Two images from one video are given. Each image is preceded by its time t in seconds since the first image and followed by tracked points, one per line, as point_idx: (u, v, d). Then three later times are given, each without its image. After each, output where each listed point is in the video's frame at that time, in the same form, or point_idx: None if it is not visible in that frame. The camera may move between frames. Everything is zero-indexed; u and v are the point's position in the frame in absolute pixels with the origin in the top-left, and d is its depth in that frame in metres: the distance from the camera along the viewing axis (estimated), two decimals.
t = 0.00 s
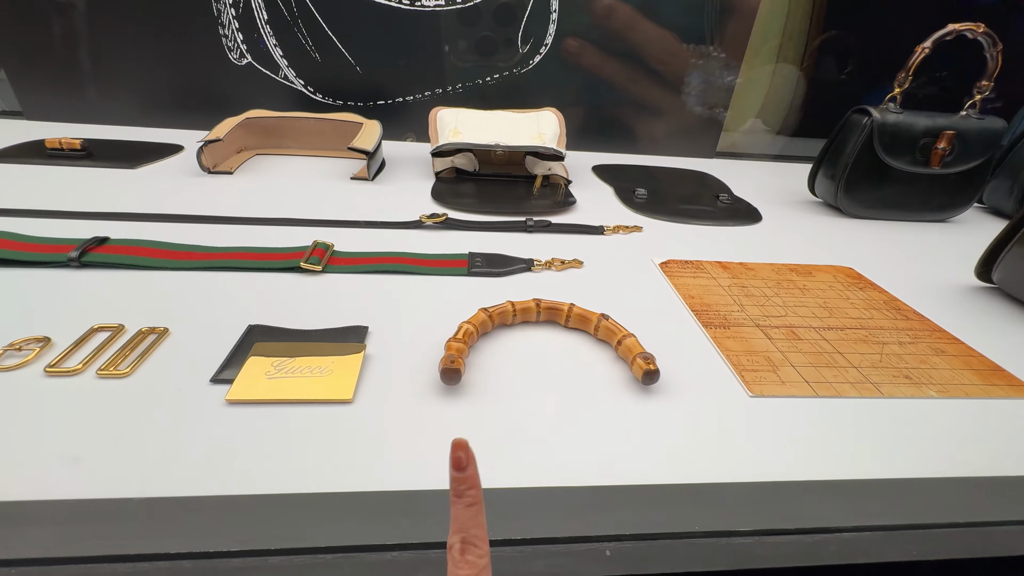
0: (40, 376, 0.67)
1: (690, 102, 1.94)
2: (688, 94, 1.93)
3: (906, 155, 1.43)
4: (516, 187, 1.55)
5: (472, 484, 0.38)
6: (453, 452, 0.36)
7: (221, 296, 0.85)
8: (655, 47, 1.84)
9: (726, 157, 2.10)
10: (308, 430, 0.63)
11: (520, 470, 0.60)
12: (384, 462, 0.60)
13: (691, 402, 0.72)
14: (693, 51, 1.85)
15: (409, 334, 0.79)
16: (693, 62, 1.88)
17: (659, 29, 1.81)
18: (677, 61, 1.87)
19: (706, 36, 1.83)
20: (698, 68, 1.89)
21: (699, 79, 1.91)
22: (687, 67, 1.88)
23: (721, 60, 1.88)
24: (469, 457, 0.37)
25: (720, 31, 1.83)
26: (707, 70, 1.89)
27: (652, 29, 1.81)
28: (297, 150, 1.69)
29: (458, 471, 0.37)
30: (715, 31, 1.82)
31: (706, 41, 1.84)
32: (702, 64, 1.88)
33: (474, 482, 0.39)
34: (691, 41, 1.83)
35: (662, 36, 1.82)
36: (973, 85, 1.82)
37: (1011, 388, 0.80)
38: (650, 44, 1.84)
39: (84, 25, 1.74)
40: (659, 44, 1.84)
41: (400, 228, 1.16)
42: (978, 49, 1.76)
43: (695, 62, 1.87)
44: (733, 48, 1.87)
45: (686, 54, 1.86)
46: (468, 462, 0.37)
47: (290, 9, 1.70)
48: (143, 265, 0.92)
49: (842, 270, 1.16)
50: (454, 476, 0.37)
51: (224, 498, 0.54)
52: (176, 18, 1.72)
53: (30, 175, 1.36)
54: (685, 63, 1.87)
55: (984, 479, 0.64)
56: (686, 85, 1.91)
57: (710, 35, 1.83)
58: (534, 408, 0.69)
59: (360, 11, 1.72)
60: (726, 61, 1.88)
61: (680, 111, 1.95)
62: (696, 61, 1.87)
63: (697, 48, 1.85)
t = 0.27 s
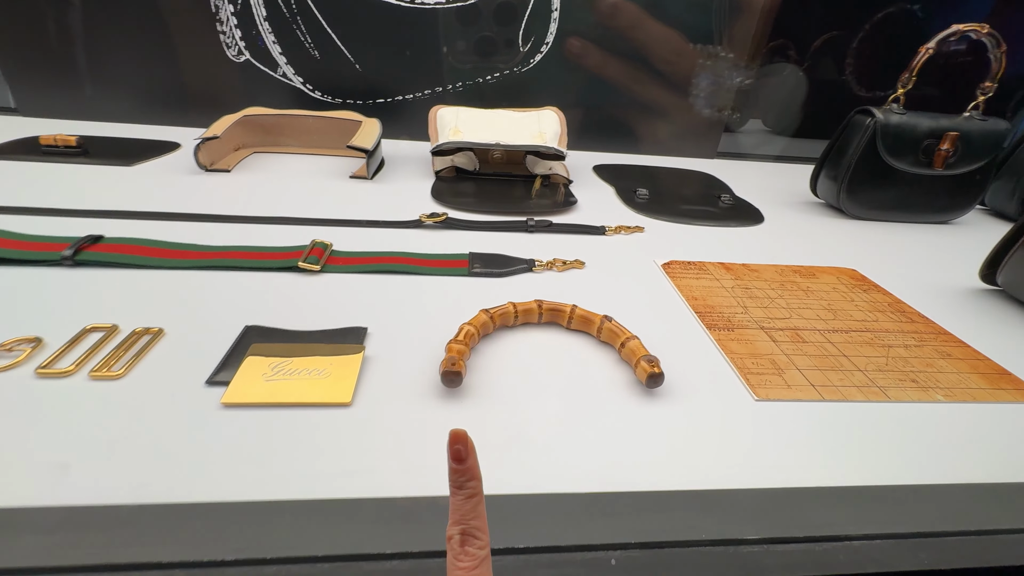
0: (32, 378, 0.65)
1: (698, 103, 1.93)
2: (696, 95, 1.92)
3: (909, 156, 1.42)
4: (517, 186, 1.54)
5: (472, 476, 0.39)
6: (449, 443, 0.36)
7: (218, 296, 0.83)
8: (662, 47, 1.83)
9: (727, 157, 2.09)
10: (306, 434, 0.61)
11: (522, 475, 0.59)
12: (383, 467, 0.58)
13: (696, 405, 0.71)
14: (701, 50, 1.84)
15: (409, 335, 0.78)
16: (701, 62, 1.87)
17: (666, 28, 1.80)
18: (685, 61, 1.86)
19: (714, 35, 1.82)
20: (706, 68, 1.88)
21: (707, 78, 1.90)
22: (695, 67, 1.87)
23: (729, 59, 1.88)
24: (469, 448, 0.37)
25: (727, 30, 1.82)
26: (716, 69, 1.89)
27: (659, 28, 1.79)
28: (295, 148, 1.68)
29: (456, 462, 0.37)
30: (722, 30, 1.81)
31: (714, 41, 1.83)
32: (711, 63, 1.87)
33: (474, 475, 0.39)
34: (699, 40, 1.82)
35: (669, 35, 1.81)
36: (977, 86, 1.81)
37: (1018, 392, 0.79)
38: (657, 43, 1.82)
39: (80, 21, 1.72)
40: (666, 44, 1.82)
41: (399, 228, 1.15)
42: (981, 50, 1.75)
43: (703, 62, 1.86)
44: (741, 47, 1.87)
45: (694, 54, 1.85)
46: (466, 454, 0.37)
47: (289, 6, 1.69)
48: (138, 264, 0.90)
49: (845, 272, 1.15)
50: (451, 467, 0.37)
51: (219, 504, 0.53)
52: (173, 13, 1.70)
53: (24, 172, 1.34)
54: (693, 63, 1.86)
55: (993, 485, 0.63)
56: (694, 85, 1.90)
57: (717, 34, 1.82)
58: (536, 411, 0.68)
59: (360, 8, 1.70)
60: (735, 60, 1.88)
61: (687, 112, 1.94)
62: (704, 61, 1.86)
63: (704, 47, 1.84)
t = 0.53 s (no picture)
0: (32, 378, 0.64)
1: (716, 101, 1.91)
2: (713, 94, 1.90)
3: (923, 155, 1.40)
4: (524, 185, 1.52)
5: (493, 481, 0.37)
6: (469, 441, 0.35)
7: (223, 295, 0.82)
8: (681, 46, 1.81)
9: (735, 156, 2.07)
10: (314, 437, 0.60)
11: (537, 481, 0.57)
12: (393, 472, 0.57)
13: (712, 409, 0.69)
14: (720, 49, 1.82)
15: (416, 336, 0.76)
16: (720, 61, 1.85)
17: (682, 26, 1.77)
18: (702, 60, 1.84)
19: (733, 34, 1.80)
20: (726, 67, 1.86)
21: (726, 77, 1.88)
22: (713, 66, 1.85)
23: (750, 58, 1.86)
24: (492, 450, 0.35)
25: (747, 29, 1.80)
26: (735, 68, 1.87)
27: (677, 26, 1.77)
28: (300, 145, 1.66)
29: (478, 463, 0.35)
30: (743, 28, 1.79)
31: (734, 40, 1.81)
32: (731, 62, 1.85)
33: (497, 480, 0.37)
34: (716, 38, 1.80)
35: (687, 34, 1.79)
36: (991, 85, 1.78)
37: None
38: (675, 42, 1.80)
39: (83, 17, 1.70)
40: (683, 43, 1.80)
41: (406, 226, 1.13)
42: (996, 48, 1.73)
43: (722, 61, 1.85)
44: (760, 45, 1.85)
45: (712, 53, 1.83)
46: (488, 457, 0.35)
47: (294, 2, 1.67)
48: (141, 261, 0.89)
49: (860, 272, 1.13)
50: (471, 469, 0.36)
51: (223, 510, 0.51)
52: (177, 8, 1.69)
53: (27, 168, 1.32)
54: (710, 62, 1.84)
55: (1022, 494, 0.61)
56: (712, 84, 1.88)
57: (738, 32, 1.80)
58: (549, 415, 0.66)
59: (365, 4, 1.68)
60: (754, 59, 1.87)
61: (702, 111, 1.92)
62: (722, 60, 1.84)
63: (724, 46, 1.82)
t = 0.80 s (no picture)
0: (47, 377, 0.63)
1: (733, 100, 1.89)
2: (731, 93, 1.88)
3: (941, 154, 1.38)
4: (534, 183, 1.51)
5: (521, 487, 0.36)
6: (499, 448, 0.34)
7: (236, 295, 0.81)
8: (698, 44, 1.80)
9: (746, 155, 2.05)
10: (332, 439, 0.59)
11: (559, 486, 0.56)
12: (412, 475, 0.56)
13: (735, 412, 0.68)
14: (736, 47, 1.80)
15: (431, 335, 0.75)
16: (737, 59, 1.82)
17: (698, 23, 1.76)
18: (719, 58, 1.82)
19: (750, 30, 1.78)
20: (744, 65, 1.84)
21: (744, 75, 1.86)
22: (730, 65, 1.83)
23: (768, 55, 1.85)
24: (522, 457, 0.34)
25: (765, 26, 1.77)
26: (754, 66, 1.84)
27: (694, 23, 1.76)
28: (308, 144, 1.65)
29: (507, 469, 0.34)
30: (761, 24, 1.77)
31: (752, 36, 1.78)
32: (749, 60, 1.83)
33: (526, 485, 0.36)
34: (732, 35, 1.78)
35: (704, 31, 1.77)
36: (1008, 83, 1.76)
37: None
38: (690, 39, 1.79)
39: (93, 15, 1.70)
40: (698, 41, 1.79)
41: (417, 225, 1.12)
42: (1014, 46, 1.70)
43: (740, 59, 1.82)
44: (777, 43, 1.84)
45: (728, 51, 1.81)
46: (517, 464, 0.34)
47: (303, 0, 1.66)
48: (153, 260, 0.88)
49: (878, 273, 1.11)
50: (500, 474, 0.35)
51: (242, 513, 0.50)
52: (186, 7, 1.68)
53: (37, 167, 1.32)
54: (727, 60, 1.82)
55: None
56: (728, 82, 1.86)
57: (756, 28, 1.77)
58: (568, 417, 0.65)
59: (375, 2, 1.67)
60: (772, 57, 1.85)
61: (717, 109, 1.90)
62: (738, 58, 1.82)
63: (740, 43, 1.80)
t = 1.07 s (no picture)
0: (73, 381, 0.64)
1: (746, 102, 1.89)
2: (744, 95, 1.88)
3: (960, 156, 1.36)
4: (547, 185, 1.50)
5: (558, 496, 0.35)
6: (540, 457, 0.34)
7: (256, 298, 0.81)
8: (709, 46, 1.79)
9: (758, 157, 2.03)
10: (356, 444, 0.59)
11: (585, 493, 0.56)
12: (437, 480, 0.56)
13: (759, 418, 0.67)
14: (749, 48, 1.80)
15: (453, 339, 0.76)
16: (750, 61, 1.82)
17: (709, 24, 1.75)
18: (732, 60, 1.81)
19: (764, 32, 1.77)
20: (758, 67, 1.84)
21: (757, 77, 1.86)
22: (744, 66, 1.83)
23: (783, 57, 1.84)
24: (562, 468, 0.34)
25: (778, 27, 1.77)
26: (767, 68, 1.85)
27: (706, 24, 1.75)
28: (321, 146, 1.66)
29: (547, 478, 0.34)
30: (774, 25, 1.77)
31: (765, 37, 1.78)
32: (762, 62, 1.83)
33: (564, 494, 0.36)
34: (746, 36, 1.77)
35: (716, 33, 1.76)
36: None
37: None
38: (702, 41, 1.78)
39: (108, 19, 1.71)
40: (711, 42, 1.78)
41: (432, 228, 1.12)
42: None
43: (753, 61, 1.82)
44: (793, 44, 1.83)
45: (742, 52, 1.80)
46: (557, 474, 0.34)
47: (316, 3, 1.67)
48: (171, 263, 0.88)
49: (898, 276, 1.10)
50: (538, 482, 0.35)
51: (269, 518, 0.50)
52: (201, 10, 1.69)
53: (56, 169, 1.33)
54: (740, 61, 1.81)
55: None
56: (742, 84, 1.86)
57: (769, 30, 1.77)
58: (590, 422, 0.65)
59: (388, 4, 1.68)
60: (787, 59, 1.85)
61: (729, 111, 1.89)
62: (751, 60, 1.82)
63: (754, 45, 1.79)
